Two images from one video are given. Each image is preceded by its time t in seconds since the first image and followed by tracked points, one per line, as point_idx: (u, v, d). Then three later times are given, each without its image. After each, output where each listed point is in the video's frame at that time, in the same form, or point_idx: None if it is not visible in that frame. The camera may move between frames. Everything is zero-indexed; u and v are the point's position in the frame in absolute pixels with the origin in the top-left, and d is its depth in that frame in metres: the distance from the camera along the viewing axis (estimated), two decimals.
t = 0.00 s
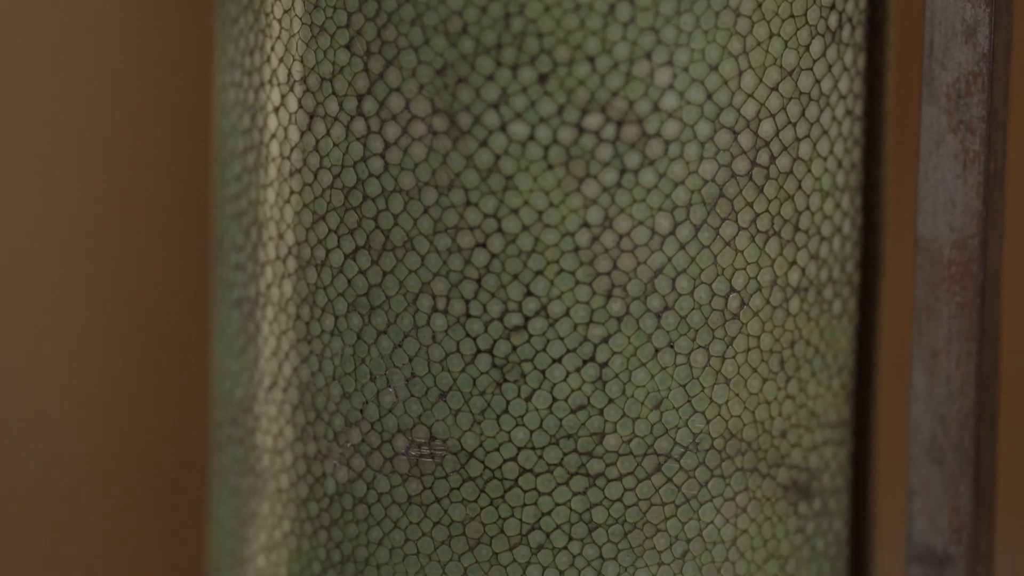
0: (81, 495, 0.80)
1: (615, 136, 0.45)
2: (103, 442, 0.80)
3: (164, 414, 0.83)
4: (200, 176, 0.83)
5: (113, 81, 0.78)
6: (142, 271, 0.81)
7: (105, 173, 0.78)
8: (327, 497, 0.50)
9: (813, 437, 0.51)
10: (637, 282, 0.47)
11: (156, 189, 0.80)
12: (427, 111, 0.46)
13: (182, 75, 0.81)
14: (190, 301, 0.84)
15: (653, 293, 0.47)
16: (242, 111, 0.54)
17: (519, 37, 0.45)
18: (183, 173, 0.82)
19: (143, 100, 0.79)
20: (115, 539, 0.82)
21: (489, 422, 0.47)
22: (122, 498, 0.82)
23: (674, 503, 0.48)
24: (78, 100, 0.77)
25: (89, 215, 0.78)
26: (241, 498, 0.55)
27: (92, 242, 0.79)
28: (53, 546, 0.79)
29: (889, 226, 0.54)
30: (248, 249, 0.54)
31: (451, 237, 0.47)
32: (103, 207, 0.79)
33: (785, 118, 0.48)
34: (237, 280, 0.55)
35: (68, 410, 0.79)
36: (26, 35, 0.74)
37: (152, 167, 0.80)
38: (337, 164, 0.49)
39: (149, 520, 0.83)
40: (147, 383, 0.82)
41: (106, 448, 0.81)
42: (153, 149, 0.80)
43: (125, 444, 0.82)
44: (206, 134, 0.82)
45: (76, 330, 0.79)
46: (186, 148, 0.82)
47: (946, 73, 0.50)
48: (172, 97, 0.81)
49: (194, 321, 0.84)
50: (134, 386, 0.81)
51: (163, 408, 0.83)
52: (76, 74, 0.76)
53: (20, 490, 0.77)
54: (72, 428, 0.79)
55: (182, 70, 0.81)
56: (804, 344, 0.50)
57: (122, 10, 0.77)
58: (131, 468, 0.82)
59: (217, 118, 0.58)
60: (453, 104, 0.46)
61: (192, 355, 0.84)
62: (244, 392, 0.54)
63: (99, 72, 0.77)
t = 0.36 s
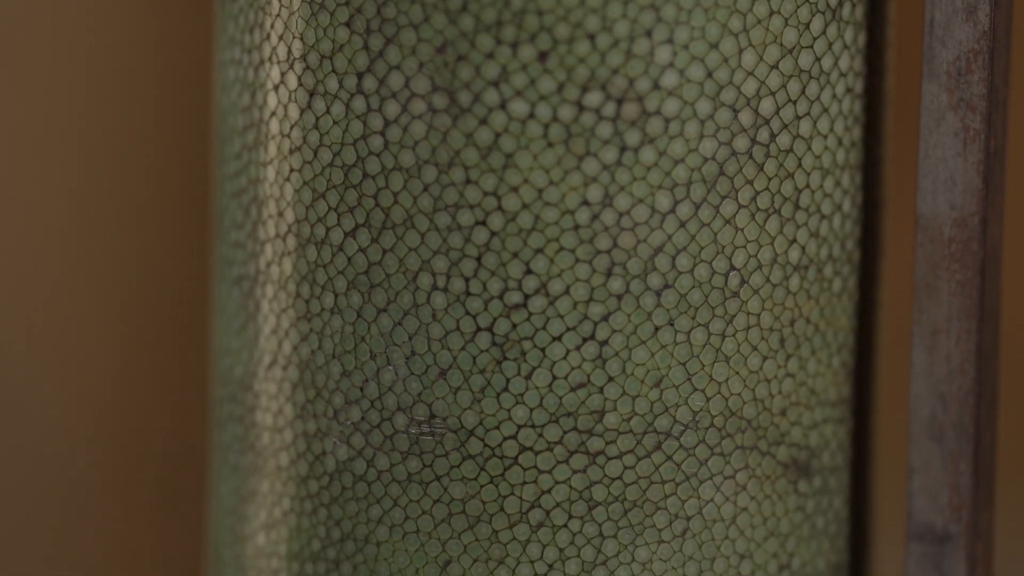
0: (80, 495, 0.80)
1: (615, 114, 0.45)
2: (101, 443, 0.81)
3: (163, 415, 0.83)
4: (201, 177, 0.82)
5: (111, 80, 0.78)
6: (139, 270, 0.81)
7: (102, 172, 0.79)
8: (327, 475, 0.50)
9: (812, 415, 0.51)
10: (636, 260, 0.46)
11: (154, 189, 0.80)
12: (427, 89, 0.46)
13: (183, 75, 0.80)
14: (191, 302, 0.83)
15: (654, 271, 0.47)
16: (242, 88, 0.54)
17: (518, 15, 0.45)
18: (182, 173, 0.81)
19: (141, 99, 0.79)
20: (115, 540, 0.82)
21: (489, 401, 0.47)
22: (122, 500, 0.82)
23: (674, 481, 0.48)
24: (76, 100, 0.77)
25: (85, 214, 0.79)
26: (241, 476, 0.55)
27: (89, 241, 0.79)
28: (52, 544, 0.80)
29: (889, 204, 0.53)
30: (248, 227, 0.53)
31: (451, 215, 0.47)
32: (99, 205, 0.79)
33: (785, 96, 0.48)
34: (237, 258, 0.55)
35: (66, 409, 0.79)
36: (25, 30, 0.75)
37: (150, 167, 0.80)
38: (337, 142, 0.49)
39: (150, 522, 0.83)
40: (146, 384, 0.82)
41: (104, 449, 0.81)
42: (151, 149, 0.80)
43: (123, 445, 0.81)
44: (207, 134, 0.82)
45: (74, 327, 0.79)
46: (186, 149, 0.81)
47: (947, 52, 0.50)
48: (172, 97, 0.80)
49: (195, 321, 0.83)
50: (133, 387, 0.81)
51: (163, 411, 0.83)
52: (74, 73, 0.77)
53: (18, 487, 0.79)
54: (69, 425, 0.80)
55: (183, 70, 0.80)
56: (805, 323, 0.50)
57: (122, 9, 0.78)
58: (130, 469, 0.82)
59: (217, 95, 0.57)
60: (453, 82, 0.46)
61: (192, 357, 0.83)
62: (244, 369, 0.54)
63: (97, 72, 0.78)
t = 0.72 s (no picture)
0: (80, 495, 0.81)
1: (616, 91, 0.45)
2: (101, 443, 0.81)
3: (163, 415, 0.83)
4: (200, 177, 0.82)
5: (111, 80, 0.78)
6: (138, 270, 0.81)
7: (101, 172, 0.79)
8: (327, 451, 0.50)
9: (813, 391, 0.51)
10: (637, 237, 0.46)
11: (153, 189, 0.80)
12: (427, 66, 0.46)
13: (182, 76, 0.80)
14: (190, 302, 0.83)
15: (654, 248, 0.47)
16: (243, 64, 0.54)
17: None
18: (181, 173, 0.81)
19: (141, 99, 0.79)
20: (115, 540, 0.82)
21: (489, 377, 0.47)
22: (121, 500, 0.82)
23: (674, 458, 0.48)
24: (76, 99, 0.78)
25: (85, 214, 0.79)
26: (241, 452, 0.55)
27: (88, 240, 0.79)
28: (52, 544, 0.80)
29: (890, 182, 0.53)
30: (249, 203, 0.53)
31: (452, 191, 0.47)
32: (98, 205, 0.79)
33: (786, 72, 0.48)
34: (237, 235, 0.55)
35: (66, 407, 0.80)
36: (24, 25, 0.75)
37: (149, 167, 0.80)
38: (337, 118, 0.49)
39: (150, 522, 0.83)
40: (145, 383, 0.82)
41: (104, 449, 0.81)
42: (150, 148, 0.80)
43: (123, 446, 0.81)
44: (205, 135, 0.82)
45: (74, 327, 0.80)
46: (185, 149, 0.81)
47: (948, 28, 0.49)
48: (171, 97, 0.80)
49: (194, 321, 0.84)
50: (132, 387, 0.82)
51: (162, 411, 0.83)
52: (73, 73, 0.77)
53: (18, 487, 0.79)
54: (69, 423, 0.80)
55: (182, 71, 0.80)
56: (805, 299, 0.50)
57: (121, 9, 0.78)
58: (129, 469, 0.82)
59: (217, 71, 0.57)
60: (453, 59, 0.46)
61: (191, 357, 0.84)
62: (245, 345, 0.54)
63: (97, 72, 0.78)
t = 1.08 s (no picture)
0: (81, 495, 0.82)
1: (617, 66, 0.45)
2: (99, 443, 0.82)
3: (164, 415, 0.83)
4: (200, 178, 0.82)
5: (109, 80, 0.79)
6: (137, 270, 0.81)
7: (101, 172, 0.80)
8: (328, 426, 0.50)
9: (813, 367, 0.51)
10: (637, 212, 0.46)
11: (152, 189, 0.81)
12: (428, 41, 0.46)
13: (178, 76, 0.80)
14: (191, 302, 0.83)
15: (654, 224, 0.47)
16: (244, 39, 0.54)
17: None
18: (180, 173, 0.81)
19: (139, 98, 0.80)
20: (115, 541, 0.83)
21: (490, 353, 0.47)
22: (122, 500, 0.83)
23: (674, 433, 0.48)
24: (75, 100, 0.79)
25: (85, 214, 0.80)
26: (241, 428, 0.55)
27: (87, 240, 0.80)
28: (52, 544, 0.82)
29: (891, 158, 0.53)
30: (249, 178, 0.53)
31: (453, 166, 0.47)
32: (97, 206, 0.80)
33: (786, 48, 0.48)
34: (237, 210, 0.55)
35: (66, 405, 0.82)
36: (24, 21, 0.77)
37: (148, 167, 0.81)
38: (338, 93, 0.49)
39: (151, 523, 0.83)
40: (145, 383, 0.82)
41: (104, 449, 0.82)
42: (148, 148, 0.80)
43: (123, 446, 0.82)
44: (205, 134, 0.81)
45: (76, 325, 0.81)
46: (184, 149, 0.81)
47: (949, 2, 0.49)
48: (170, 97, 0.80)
49: (195, 321, 0.83)
50: (132, 387, 0.82)
51: (162, 411, 0.83)
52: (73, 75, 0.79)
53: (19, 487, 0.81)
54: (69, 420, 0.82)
55: (178, 71, 0.80)
56: (806, 275, 0.50)
57: (119, 9, 0.79)
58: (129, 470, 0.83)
59: (217, 46, 0.57)
60: (454, 34, 0.46)
61: (193, 357, 0.83)
62: (245, 321, 0.54)
63: (95, 72, 0.79)
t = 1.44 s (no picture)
0: (82, 494, 0.83)
1: (617, 44, 0.45)
2: (99, 445, 0.82)
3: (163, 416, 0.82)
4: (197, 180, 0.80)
5: (109, 80, 0.79)
6: (136, 269, 0.81)
7: (101, 172, 0.80)
8: (329, 405, 0.50)
9: (814, 345, 0.51)
10: (637, 190, 0.46)
11: (151, 190, 0.80)
12: (428, 19, 0.46)
13: (177, 76, 0.80)
14: (189, 302, 0.82)
15: (654, 202, 0.47)
16: (244, 17, 0.53)
17: None
18: (178, 175, 0.80)
19: (138, 99, 0.80)
20: (116, 541, 0.83)
21: (490, 331, 0.48)
22: (122, 501, 0.83)
23: (675, 412, 0.48)
24: (75, 100, 0.79)
25: (85, 214, 0.80)
26: (241, 406, 0.55)
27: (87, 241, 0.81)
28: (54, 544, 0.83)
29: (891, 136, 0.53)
30: (250, 156, 0.53)
31: (453, 144, 0.47)
32: (96, 206, 0.80)
33: (788, 25, 0.47)
34: (237, 188, 0.55)
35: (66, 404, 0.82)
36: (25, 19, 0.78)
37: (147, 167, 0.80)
38: (338, 71, 0.48)
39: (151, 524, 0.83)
40: (144, 385, 0.82)
41: (104, 449, 0.82)
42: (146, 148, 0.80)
43: (122, 446, 0.82)
44: (205, 135, 0.80)
45: (77, 325, 0.82)
46: (182, 150, 0.80)
47: None
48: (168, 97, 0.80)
49: (194, 320, 0.82)
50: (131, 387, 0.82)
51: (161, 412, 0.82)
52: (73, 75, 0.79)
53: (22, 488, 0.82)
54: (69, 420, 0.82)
55: (177, 71, 0.80)
56: (806, 253, 0.50)
57: (118, 9, 0.79)
58: (128, 471, 0.83)
59: (218, 25, 0.57)
60: (455, 12, 0.46)
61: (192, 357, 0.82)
62: (245, 299, 0.54)
63: (95, 73, 0.79)
